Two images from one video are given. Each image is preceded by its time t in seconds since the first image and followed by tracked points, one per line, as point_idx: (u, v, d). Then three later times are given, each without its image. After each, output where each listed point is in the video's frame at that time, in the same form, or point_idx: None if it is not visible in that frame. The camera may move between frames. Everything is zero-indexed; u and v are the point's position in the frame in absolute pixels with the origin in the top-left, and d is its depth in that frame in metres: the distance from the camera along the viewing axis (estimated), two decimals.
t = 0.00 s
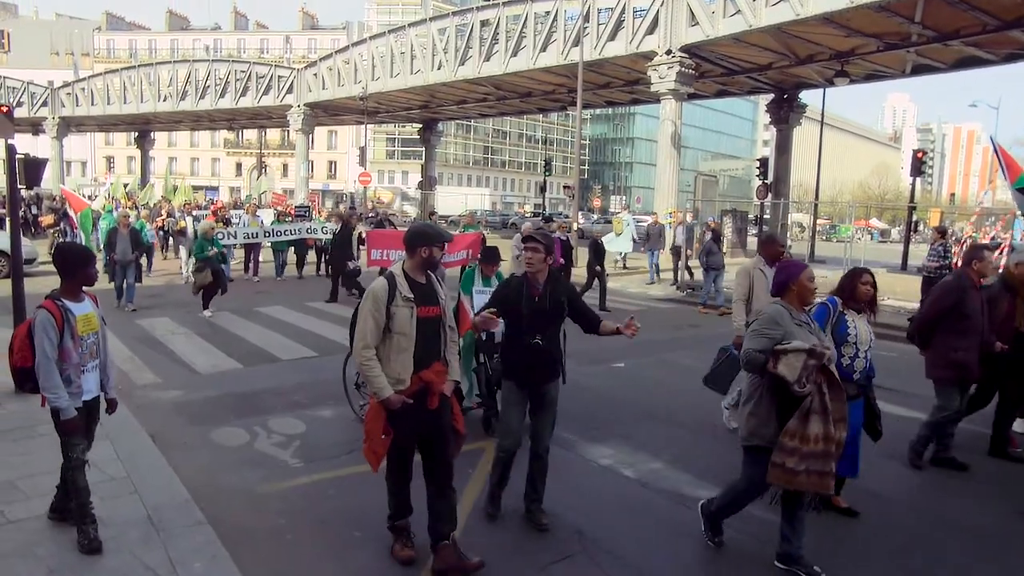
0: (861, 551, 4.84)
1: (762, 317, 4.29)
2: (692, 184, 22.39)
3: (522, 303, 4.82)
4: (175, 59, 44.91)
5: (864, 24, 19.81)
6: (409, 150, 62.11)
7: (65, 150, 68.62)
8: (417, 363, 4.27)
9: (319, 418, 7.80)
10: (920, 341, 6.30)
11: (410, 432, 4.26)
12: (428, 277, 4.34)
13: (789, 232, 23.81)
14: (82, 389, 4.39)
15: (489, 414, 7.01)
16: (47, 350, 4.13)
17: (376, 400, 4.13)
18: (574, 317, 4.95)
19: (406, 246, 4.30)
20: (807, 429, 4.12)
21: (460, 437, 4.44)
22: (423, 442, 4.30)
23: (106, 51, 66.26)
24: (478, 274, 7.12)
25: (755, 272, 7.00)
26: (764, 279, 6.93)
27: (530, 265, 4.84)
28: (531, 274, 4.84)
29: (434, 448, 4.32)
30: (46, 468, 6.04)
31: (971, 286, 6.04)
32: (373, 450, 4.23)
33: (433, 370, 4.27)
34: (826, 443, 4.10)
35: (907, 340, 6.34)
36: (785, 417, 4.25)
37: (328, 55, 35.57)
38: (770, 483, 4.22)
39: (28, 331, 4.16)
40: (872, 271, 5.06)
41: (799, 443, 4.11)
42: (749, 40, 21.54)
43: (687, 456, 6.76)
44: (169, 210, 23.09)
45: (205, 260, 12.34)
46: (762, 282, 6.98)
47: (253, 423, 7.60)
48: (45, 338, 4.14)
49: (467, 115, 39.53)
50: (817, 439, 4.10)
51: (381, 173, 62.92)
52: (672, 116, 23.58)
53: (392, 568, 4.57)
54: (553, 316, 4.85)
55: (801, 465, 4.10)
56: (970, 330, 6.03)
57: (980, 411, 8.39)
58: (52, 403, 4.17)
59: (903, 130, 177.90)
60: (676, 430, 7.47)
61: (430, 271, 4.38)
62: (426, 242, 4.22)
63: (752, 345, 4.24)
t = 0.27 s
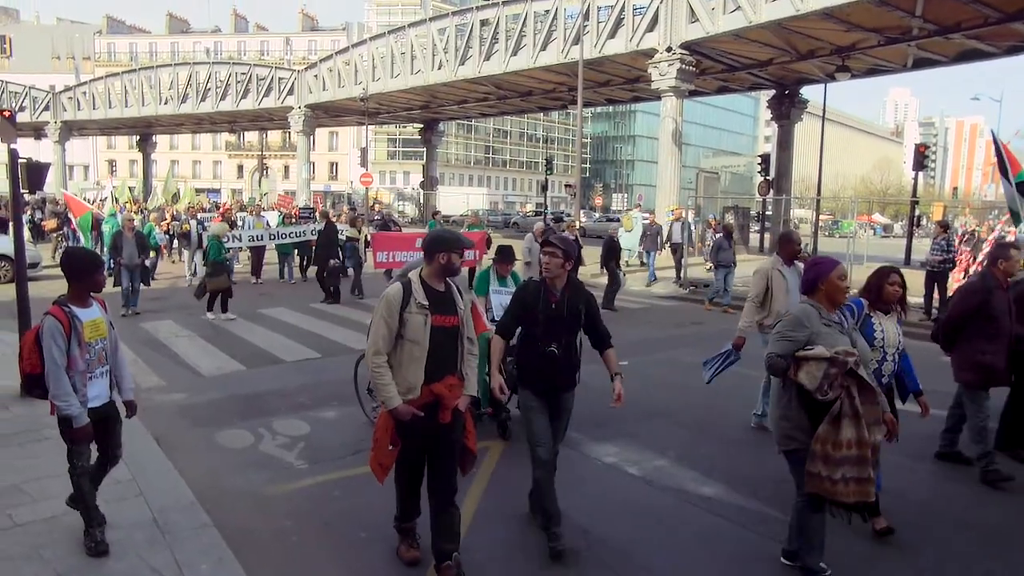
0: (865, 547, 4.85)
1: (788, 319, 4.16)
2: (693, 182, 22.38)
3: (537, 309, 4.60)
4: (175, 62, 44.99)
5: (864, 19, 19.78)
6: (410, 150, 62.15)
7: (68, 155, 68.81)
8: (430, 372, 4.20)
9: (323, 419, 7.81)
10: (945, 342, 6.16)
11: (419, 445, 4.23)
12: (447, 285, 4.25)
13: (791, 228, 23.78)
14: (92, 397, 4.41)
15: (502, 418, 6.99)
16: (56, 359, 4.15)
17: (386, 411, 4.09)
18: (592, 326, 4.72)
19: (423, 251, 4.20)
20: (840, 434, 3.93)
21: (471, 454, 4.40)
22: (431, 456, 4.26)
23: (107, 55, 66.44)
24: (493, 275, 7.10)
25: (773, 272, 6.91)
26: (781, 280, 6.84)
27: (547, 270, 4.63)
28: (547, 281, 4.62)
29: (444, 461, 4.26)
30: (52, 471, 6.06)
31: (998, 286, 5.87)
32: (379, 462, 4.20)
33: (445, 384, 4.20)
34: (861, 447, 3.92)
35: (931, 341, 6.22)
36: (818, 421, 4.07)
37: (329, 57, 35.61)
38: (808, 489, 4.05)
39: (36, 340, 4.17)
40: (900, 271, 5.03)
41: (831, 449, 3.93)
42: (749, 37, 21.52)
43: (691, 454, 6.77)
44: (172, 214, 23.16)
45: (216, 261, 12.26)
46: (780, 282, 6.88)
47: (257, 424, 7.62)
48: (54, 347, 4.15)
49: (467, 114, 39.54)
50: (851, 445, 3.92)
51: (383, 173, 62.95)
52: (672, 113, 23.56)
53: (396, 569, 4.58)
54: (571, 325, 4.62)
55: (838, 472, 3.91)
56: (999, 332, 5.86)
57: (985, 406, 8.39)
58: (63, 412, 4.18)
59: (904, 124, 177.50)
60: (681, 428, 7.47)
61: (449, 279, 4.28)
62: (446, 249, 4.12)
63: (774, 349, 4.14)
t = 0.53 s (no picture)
0: (874, 543, 4.84)
1: (813, 329, 4.04)
2: (696, 179, 22.35)
3: (556, 311, 4.50)
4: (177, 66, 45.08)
5: (867, 14, 19.70)
6: (413, 151, 62.19)
7: (72, 159, 69.03)
8: (455, 372, 4.15)
9: (328, 420, 7.83)
10: (977, 345, 5.91)
11: (442, 450, 4.14)
12: (472, 284, 4.22)
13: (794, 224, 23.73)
14: (101, 404, 4.37)
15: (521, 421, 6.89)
16: (63, 365, 4.13)
17: (409, 412, 4.03)
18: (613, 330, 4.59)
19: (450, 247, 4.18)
20: (885, 442, 3.71)
21: (495, 460, 4.32)
22: (454, 462, 4.18)
23: (110, 60, 66.62)
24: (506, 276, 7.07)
25: (794, 272, 6.62)
26: (801, 281, 6.58)
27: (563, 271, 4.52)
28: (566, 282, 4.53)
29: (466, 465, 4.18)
30: (59, 476, 6.08)
31: None
32: (400, 470, 4.12)
33: (470, 386, 4.14)
34: (908, 455, 3.70)
35: (963, 343, 5.98)
36: (859, 428, 3.86)
37: (330, 58, 35.65)
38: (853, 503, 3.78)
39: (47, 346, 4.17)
40: (927, 266, 4.91)
41: (878, 458, 3.70)
42: (751, 33, 21.47)
43: (696, 451, 6.76)
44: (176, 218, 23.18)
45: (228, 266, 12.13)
46: (800, 282, 6.62)
47: (263, 426, 7.63)
48: (62, 353, 4.14)
49: (470, 114, 39.53)
50: (898, 452, 3.70)
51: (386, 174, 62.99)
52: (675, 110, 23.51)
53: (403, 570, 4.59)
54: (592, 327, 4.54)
55: (885, 480, 3.68)
56: None
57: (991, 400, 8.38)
58: (69, 419, 4.15)
59: (908, 119, 176.91)
60: (687, 425, 7.46)
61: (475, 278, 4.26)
62: (474, 246, 4.10)
63: (803, 362, 4.06)
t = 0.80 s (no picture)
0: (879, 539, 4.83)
1: (857, 332, 3.92)
2: (698, 177, 22.34)
3: (569, 310, 4.43)
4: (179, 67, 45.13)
5: (869, 11, 19.67)
6: (415, 150, 62.22)
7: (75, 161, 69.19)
8: (478, 373, 4.03)
9: (333, 419, 7.84)
10: (1001, 342, 5.87)
11: (468, 456, 3.97)
12: (494, 283, 4.10)
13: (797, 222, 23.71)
14: (111, 409, 4.32)
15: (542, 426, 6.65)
16: (71, 368, 4.10)
17: (434, 414, 3.87)
18: (631, 330, 4.48)
19: (473, 246, 4.06)
20: (931, 451, 3.67)
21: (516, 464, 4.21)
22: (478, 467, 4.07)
23: (112, 61, 66.77)
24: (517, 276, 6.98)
25: (810, 270, 6.56)
26: (820, 279, 6.52)
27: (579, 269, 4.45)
28: (583, 280, 4.45)
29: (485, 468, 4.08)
30: (63, 476, 6.09)
31: None
32: (434, 477, 3.89)
33: (495, 388, 4.05)
34: (955, 464, 3.64)
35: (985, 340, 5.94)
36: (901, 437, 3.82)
37: (332, 58, 35.69)
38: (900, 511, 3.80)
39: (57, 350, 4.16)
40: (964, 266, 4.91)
41: (920, 467, 3.68)
42: (752, 31, 21.45)
43: (701, 448, 6.77)
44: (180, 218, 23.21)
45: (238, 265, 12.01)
46: (816, 280, 6.54)
47: (267, 426, 7.64)
48: (72, 357, 4.12)
49: (471, 113, 39.54)
50: (943, 462, 3.64)
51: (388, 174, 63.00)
52: (677, 108, 23.50)
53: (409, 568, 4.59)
54: (609, 327, 4.43)
55: (931, 492, 3.65)
56: None
57: (997, 397, 8.37)
58: (77, 423, 4.11)
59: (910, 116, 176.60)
60: (692, 422, 7.46)
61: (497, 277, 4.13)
62: (498, 243, 3.98)
63: (851, 370, 3.89)
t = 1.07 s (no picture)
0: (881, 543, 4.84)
1: (914, 340, 3.60)
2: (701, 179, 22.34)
3: (586, 319, 4.24)
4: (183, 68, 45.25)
5: (872, 14, 19.66)
6: (418, 152, 62.32)
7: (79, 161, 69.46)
8: (504, 383, 3.78)
9: (335, 419, 7.84)
10: None
11: (494, 468, 3.72)
12: (517, 288, 3.83)
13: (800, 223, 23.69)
14: (128, 412, 4.14)
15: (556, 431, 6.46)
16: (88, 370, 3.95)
17: (460, 427, 3.61)
18: (655, 338, 4.23)
19: (495, 248, 3.78)
20: (977, 473, 3.41)
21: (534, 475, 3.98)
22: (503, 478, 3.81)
23: (117, 62, 67.03)
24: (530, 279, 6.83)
25: (833, 272, 6.33)
26: (841, 283, 6.28)
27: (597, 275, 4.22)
28: (603, 286, 4.23)
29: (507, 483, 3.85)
30: (66, 476, 6.09)
31: None
32: (457, 493, 3.66)
33: (520, 397, 3.79)
34: (997, 488, 3.40)
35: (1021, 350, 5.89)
36: (945, 455, 3.55)
37: (336, 59, 35.78)
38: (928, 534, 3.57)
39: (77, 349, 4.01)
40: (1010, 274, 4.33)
41: (965, 488, 3.43)
42: (756, 33, 21.46)
43: (703, 449, 6.76)
44: (184, 218, 23.26)
45: (246, 268, 11.95)
46: (839, 283, 6.31)
47: (270, 426, 7.64)
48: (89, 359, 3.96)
49: (475, 115, 39.62)
50: (987, 484, 3.40)
51: (391, 175, 63.10)
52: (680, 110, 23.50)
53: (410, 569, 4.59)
54: (629, 335, 4.19)
55: (967, 515, 3.43)
56: None
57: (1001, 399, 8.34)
58: (92, 427, 3.95)
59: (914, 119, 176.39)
60: (695, 423, 7.45)
61: (517, 283, 3.87)
62: (521, 249, 3.70)
63: (904, 381, 3.57)
